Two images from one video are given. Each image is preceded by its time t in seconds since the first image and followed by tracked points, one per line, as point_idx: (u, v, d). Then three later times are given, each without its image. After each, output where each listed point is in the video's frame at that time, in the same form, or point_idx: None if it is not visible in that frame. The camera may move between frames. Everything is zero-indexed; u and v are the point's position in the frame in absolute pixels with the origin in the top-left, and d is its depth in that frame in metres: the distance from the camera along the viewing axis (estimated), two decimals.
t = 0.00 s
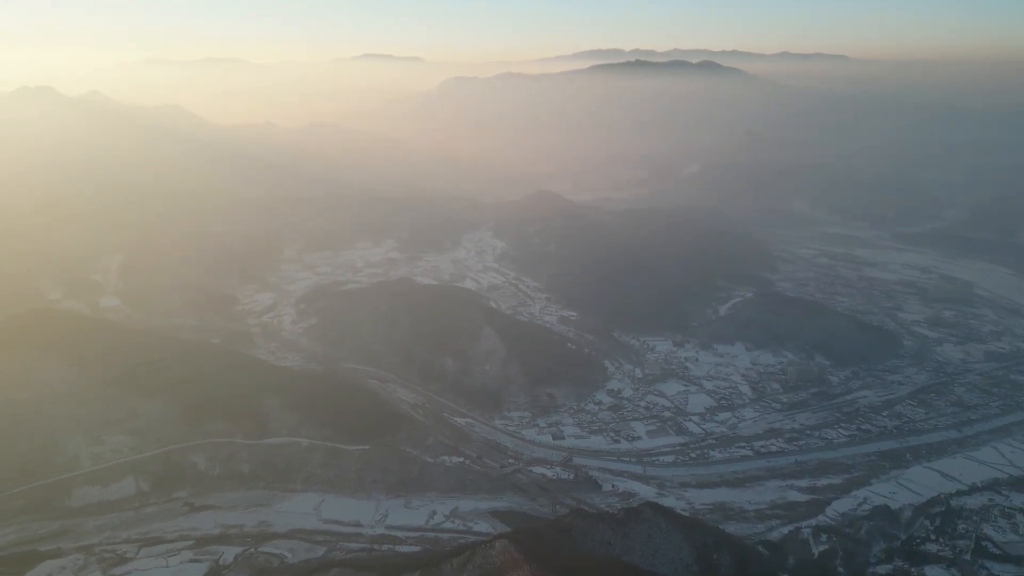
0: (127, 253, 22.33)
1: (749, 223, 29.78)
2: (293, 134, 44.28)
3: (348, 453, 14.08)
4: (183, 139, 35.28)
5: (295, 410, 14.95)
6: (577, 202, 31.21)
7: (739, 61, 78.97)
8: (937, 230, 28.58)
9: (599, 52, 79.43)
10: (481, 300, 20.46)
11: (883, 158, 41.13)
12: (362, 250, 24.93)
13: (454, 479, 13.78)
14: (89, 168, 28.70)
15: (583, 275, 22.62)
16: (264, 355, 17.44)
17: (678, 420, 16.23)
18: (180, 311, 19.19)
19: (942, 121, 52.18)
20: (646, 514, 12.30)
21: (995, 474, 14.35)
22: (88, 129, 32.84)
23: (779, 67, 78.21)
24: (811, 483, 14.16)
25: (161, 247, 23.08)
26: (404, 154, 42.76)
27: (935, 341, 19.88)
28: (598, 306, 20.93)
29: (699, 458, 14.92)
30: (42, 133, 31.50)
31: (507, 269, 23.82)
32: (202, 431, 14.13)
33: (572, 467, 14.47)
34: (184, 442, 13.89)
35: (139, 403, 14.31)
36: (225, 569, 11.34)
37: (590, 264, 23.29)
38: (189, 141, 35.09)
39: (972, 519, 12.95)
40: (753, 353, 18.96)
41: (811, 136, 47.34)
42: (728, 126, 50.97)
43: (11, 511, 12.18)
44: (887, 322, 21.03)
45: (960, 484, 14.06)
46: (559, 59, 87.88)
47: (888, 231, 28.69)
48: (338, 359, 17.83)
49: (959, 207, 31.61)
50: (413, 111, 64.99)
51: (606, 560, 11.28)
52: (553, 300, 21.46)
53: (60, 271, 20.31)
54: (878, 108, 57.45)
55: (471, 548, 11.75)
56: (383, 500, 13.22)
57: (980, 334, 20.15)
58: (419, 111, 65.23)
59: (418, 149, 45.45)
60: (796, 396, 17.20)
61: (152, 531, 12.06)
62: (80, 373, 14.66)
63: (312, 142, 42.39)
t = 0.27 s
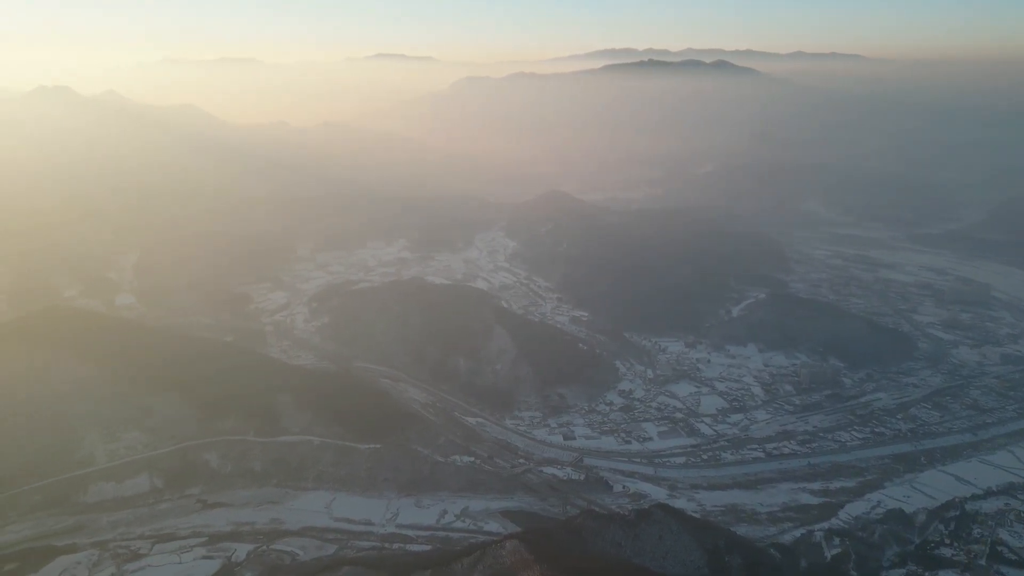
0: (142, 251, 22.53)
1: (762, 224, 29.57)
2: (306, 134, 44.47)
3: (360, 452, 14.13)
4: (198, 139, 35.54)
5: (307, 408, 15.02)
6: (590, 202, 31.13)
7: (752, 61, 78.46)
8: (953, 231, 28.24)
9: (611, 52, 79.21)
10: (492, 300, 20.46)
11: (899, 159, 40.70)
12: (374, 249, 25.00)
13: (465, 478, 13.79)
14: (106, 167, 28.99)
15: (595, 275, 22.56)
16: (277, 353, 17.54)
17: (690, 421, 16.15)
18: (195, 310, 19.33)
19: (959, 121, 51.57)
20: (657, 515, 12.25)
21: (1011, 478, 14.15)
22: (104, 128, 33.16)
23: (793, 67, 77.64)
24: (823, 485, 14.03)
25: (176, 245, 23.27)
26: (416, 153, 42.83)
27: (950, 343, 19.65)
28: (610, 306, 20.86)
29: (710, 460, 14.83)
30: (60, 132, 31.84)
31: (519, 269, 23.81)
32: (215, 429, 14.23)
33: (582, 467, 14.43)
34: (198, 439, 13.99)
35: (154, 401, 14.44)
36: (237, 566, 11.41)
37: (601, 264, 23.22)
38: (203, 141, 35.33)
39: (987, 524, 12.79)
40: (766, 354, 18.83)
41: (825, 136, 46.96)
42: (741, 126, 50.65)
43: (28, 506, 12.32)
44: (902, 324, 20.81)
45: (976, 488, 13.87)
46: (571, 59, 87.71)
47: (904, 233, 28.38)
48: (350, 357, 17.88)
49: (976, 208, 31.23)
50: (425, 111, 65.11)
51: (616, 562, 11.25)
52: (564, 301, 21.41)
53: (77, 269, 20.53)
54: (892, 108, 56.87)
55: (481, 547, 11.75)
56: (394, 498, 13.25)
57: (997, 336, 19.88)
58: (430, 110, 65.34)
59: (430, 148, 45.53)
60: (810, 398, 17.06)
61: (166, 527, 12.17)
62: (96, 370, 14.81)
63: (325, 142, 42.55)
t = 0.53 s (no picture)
0: (157, 250, 22.72)
1: (776, 225, 29.35)
2: (319, 133, 44.66)
3: (371, 451, 14.17)
4: (213, 138, 35.79)
5: (319, 407, 15.09)
6: (602, 202, 31.04)
7: (766, 61, 77.95)
8: (970, 233, 27.90)
9: (624, 51, 78.97)
10: (504, 300, 20.46)
11: (914, 159, 40.27)
12: (386, 248, 25.06)
13: (476, 478, 13.79)
14: (122, 166, 29.26)
15: (607, 275, 22.50)
16: (290, 352, 17.62)
17: (701, 423, 16.07)
18: (209, 308, 19.46)
19: (976, 121, 50.98)
20: (668, 517, 12.18)
21: None
22: (121, 128, 33.47)
23: (807, 66, 77.06)
24: (836, 488, 13.91)
25: (191, 244, 23.44)
26: (428, 153, 42.89)
27: (966, 346, 19.42)
28: (622, 306, 20.78)
29: (722, 462, 14.74)
30: (77, 131, 32.17)
31: (531, 269, 23.78)
32: (228, 426, 14.32)
33: (593, 468, 14.39)
34: (211, 436, 14.08)
35: (167, 398, 14.55)
36: (249, 563, 11.47)
37: (613, 264, 23.15)
38: (218, 140, 35.56)
39: (1003, 529, 12.62)
40: (779, 356, 18.69)
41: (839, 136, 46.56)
42: (754, 126, 50.32)
43: (43, 501, 12.44)
44: (917, 326, 20.59)
45: (992, 492, 13.70)
46: (583, 59, 87.53)
47: (919, 234, 28.07)
48: (362, 356, 17.93)
49: (993, 209, 30.85)
50: (437, 111, 65.23)
51: (627, 563, 11.20)
52: (576, 301, 21.36)
53: (93, 267, 20.73)
54: (908, 108, 56.29)
55: (491, 547, 11.74)
56: (405, 497, 13.27)
57: (1014, 339, 19.63)
58: (442, 110, 65.44)
59: (441, 148, 45.58)
60: (823, 400, 16.92)
61: (179, 524, 12.25)
62: (112, 367, 14.94)
63: (338, 141, 42.71)
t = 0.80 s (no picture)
0: (170, 248, 22.88)
1: (788, 225, 29.16)
2: (330, 133, 44.82)
3: (381, 450, 14.21)
4: (225, 137, 36.00)
5: (330, 405, 15.15)
6: (612, 203, 30.96)
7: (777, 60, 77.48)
8: (984, 234, 27.61)
9: (634, 51, 78.70)
10: (514, 299, 20.45)
11: (928, 159, 39.88)
12: (397, 248, 25.11)
13: (485, 478, 13.79)
14: (136, 165, 29.48)
15: (617, 275, 22.44)
16: (301, 350, 17.70)
17: (712, 424, 15.99)
18: (221, 307, 19.58)
19: (991, 121, 50.43)
20: (677, 518, 12.14)
21: None
22: (135, 127, 33.73)
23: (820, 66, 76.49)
24: (848, 491, 13.81)
25: (203, 243, 23.59)
26: (439, 152, 42.94)
27: (980, 348, 19.22)
28: (632, 307, 20.73)
29: (732, 463, 14.67)
30: (92, 130, 32.46)
31: (541, 269, 23.76)
32: (240, 424, 14.40)
33: (603, 469, 14.36)
34: (222, 434, 14.16)
35: (180, 396, 14.65)
36: (260, 560, 11.54)
37: (624, 264, 23.09)
38: (230, 139, 35.76)
39: (1016, 533, 12.47)
40: (790, 357, 18.57)
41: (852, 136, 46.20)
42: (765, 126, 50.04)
43: (57, 497, 12.55)
44: (930, 328, 20.40)
45: (1006, 496, 13.55)
46: (594, 59, 87.32)
47: (933, 235, 27.79)
48: (372, 354, 17.98)
49: (1008, 210, 30.50)
50: (447, 110, 65.29)
51: (636, 564, 11.17)
52: (586, 301, 21.32)
53: (107, 265, 20.90)
54: (922, 108, 55.76)
55: (501, 547, 11.74)
56: (415, 496, 13.29)
57: None
58: (453, 110, 65.50)
59: (451, 147, 45.59)
60: (834, 402, 16.79)
61: (191, 520, 12.34)
62: (125, 365, 15.06)
63: (350, 141, 42.84)
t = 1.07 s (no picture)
0: (184, 247, 23.05)
1: (801, 226, 28.95)
2: (343, 132, 44.97)
3: (392, 449, 14.26)
4: (239, 137, 36.20)
5: (341, 404, 15.22)
6: (624, 203, 30.86)
7: (791, 60, 76.92)
8: (1001, 235, 27.27)
9: (647, 50, 78.39)
10: (525, 299, 20.44)
11: (944, 160, 39.44)
12: (408, 247, 25.17)
13: (496, 477, 13.78)
14: (151, 164, 29.73)
15: (629, 276, 22.37)
16: (313, 349, 17.78)
17: (723, 426, 15.90)
18: (234, 305, 19.71)
19: (1009, 121, 49.78)
20: (688, 520, 12.10)
21: None
22: (151, 126, 34.02)
23: (834, 65, 75.89)
24: (861, 494, 13.68)
25: (217, 242, 23.75)
26: (450, 152, 42.98)
27: (996, 351, 18.99)
28: (644, 307, 20.65)
29: (744, 465, 14.58)
30: (109, 129, 32.77)
31: (552, 269, 23.72)
32: (252, 422, 14.49)
33: (613, 469, 14.32)
34: (235, 432, 14.25)
35: (193, 394, 14.77)
36: (272, 557, 11.60)
37: (635, 265, 23.01)
38: (244, 139, 35.96)
39: None
40: (803, 359, 18.44)
41: (867, 136, 45.78)
42: (778, 126, 49.69)
43: (72, 493, 12.66)
44: (945, 330, 20.18)
45: (1022, 501, 13.36)
46: (606, 59, 87.07)
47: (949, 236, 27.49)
48: (383, 353, 18.02)
49: None
50: (459, 110, 65.36)
51: (646, 566, 11.12)
52: (597, 301, 21.27)
53: (122, 264, 21.09)
54: (938, 108, 55.15)
55: (511, 547, 11.75)
56: (425, 495, 13.31)
57: None
58: (465, 109, 65.57)
59: (463, 147, 45.62)
60: (848, 405, 16.65)
61: (204, 517, 12.42)
62: (139, 363, 15.19)
63: (362, 140, 42.97)
